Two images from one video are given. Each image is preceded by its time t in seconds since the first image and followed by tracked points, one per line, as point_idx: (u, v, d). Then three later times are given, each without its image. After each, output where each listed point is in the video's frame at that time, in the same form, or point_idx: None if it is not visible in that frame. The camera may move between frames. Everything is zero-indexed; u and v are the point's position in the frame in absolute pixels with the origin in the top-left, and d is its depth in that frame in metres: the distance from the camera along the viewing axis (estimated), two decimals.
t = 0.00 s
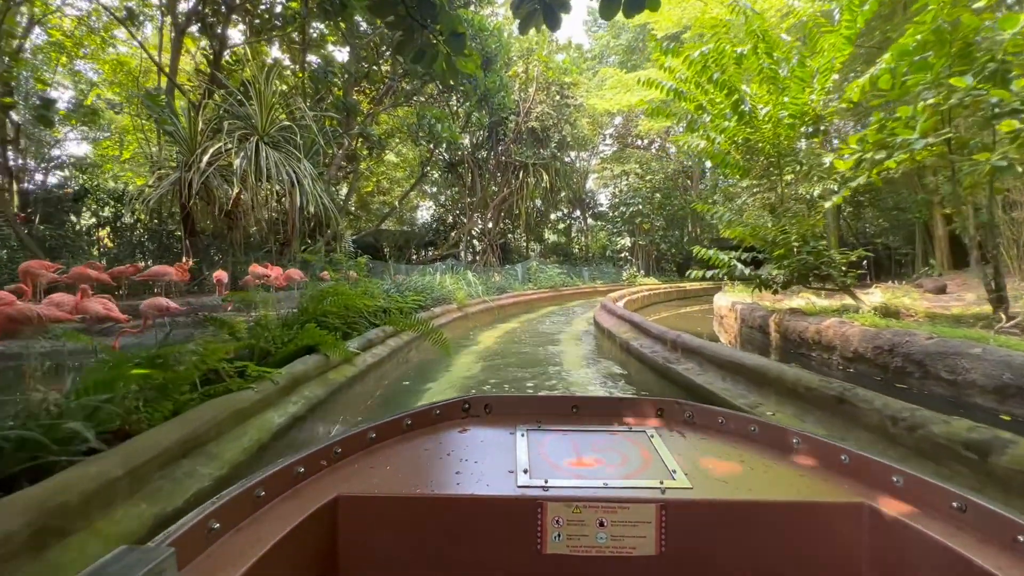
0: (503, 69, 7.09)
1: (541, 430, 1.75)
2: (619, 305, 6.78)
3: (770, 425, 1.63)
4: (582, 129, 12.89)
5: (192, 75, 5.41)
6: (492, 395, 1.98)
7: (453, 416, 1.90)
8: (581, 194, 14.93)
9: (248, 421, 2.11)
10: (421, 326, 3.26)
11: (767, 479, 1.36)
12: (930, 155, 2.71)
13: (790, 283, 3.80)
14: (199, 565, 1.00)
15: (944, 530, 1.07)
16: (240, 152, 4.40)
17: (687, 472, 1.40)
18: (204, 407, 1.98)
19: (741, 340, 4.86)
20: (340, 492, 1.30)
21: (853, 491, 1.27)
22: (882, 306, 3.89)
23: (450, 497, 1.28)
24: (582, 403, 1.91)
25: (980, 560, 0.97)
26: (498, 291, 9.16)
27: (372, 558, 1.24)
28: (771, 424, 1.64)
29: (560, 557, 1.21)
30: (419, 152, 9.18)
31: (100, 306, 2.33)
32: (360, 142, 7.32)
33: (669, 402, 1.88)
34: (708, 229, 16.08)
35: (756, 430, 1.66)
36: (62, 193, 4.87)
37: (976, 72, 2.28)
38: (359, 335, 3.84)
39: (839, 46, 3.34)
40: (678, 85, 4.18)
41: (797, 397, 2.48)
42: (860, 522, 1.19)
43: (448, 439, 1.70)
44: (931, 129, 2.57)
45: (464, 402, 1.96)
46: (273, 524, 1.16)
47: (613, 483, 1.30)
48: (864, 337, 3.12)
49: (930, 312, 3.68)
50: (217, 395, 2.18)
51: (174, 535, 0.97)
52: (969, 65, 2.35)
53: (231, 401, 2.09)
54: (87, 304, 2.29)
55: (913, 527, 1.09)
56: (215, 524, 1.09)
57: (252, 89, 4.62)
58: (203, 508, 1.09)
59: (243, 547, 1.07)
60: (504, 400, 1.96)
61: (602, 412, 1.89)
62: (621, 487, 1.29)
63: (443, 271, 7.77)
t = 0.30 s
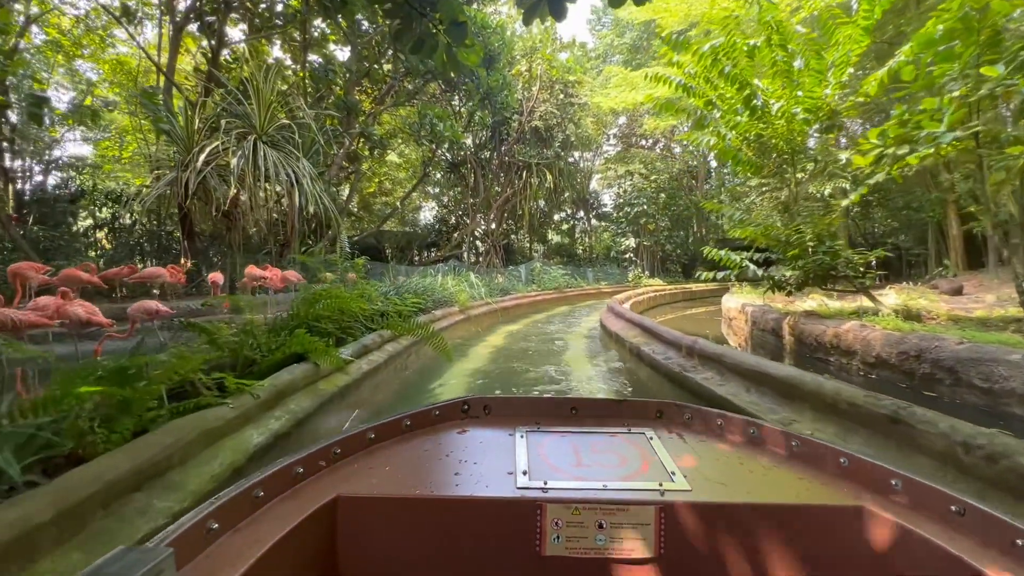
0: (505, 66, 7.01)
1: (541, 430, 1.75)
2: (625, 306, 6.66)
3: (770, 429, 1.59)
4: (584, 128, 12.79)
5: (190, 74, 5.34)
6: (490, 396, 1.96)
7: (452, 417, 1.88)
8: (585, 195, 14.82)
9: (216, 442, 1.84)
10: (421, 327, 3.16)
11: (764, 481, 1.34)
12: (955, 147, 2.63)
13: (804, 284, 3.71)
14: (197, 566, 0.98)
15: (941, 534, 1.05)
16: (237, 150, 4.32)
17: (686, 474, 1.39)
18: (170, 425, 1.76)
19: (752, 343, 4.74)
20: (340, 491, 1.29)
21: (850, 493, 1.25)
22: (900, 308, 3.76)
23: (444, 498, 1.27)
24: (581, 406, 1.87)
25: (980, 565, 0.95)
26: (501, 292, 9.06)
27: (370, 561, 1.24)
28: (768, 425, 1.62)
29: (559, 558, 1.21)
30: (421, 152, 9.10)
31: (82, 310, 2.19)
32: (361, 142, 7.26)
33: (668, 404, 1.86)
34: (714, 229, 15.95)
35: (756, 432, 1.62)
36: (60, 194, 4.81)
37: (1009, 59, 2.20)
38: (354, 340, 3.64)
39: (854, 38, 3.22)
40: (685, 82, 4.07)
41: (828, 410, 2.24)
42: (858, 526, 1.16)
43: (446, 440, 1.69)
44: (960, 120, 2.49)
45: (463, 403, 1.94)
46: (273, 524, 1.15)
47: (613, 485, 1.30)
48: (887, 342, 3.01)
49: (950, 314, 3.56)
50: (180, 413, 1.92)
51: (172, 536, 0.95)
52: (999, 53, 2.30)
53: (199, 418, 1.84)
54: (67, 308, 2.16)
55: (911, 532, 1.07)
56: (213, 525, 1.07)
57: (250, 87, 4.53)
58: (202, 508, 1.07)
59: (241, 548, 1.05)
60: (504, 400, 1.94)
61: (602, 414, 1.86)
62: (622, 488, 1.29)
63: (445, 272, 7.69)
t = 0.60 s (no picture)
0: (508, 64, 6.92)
1: (538, 430, 1.77)
2: (630, 308, 6.54)
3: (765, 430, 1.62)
4: (588, 127, 12.69)
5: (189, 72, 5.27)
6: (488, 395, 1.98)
7: (450, 416, 1.91)
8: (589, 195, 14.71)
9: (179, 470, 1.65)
10: (419, 332, 3.06)
11: (761, 481, 1.36)
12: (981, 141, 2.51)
13: (820, 286, 3.64)
14: (192, 564, 1.01)
15: (940, 537, 1.06)
16: (234, 148, 4.24)
17: (683, 475, 1.40)
18: (127, 450, 1.56)
19: (764, 346, 4.63)
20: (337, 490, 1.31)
21: (848, 495, 1.25)
22: (922, 312, 3.62)
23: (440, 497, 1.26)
24: (580, 405, 1.90)
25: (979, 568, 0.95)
26: (503, 294, 8.95)
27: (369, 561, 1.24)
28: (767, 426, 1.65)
29: (558, 559, 1.21)
30: (423, 151, 9.02)
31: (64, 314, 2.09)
32: (363, 141, 7.17)
33: (666, 405, 1.88)
34: (717, 229, 16.00)
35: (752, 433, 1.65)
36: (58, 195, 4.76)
37: None
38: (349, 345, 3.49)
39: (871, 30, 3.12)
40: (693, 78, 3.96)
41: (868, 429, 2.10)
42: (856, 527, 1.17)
43: (445, 439, 1.70)
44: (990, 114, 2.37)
45: (461, 402, 1.97)
46: (268, 523, 1.17)
47: (610, 486, 1.30)
48: (913, 347, 2.87)
49: (974, 316, 3.44)
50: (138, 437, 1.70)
51: (167, 534, 0.98)
52: None
53: (160, 443, 1.65)
54: (47, 312, 2.06)
55: (910, 534, 1.08)
56: (209, 524, 1.09)
57: (248, 85, 4.45)
58: (198, 507, 1.10)
59: (237, 546, 1.07)
60: (502, 400, 1.96)
61: (601, 414, 1.88)
62: (618, 489, 1.29)
63: (447, 273, 7.61)
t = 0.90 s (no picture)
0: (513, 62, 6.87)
1: (535, 429, 1.75)
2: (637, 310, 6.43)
3: (761, 426, 1.62)
4: (592, 127, 12.60)
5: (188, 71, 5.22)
6: (483, 394, 1.99)
7: (446, 415, 1.93)
8: (593, 195, 14.62)
9: (122, 510, 1.46)
10: (417, 339, 2.97)
11: (757, 479, 1.35)
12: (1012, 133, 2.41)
13: (837, 286, 3.55)
14: (188, 562, 1.01)
15: (936, 534, 1.05)
16: (232, 146, 4.16)
17: (682, 472, 1.39)
18: (60, 484, 1.38)
19: (776, 349, 4.51)
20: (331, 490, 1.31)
21: (844, 492, 1.25)
22: (946, 314, 3.49)
23: (429, 496, 1.25)
24: (578, 403, 1.90)
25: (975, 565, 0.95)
26: (507, 295, 8.86)
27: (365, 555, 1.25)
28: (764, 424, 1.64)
29: (554, 557, 1.19)
30: (426, 151, 8.96)
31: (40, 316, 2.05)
32: (365, 141, 7.10)
33: (666, 403, 1.88)
34: (723, 229, 15.88)
35: (750, 430, 1.64)
36: (58, 195, 4.70)
37: None
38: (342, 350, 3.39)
39: (892, 21, 3.00)
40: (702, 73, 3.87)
41: (894, 438, 1.97)
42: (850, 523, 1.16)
43: (440, 437, 1.70)
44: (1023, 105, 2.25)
45: (457, 401, 1.99)
46: (264, 522, 1.17)
47: (608, 483, 1.29)
48: (942, 353, 2.74)
49: (1000, 319, 3.30)
50: (80, 466, 1.50)
51: (163, 534, 0.98)
52: None
53: (104, 474, 1.47)
54: (22, 316, 2.00)
55: (905, 531, 1.07)
56: (205, 522, 1.09)
57: (245, 81, 4.37)
58: (194, 506, 1.10)
59: (231, 545, 1.08)
60: (497, 399, 1.97)
61: (598, 412, 1.88)
62: (615, 487, 1.28)
63: (450, 275, 7.54)
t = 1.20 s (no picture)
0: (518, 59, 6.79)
1: (535, 430, 1.80)
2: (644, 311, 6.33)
3: (765, 427, 1.66)
4: (597, 126, 12.49)
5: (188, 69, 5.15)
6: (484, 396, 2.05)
7: (448, 416, 1.98)
8: (598, 195, 14.51)
9: (66, 546, 1.29)
10: (418, 343, 2.88)
11: (759, 479, 1.38)
12: None
13: (859, 288, 3.45)
14: (190, 563, 1.01)
15: (940, 533, 1.09)
16: (231, 143, 4.08)
17: (681, 472, 1.43)
18: None
19: (789, 353, 4.40)
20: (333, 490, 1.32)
21: (850, 493, 1.29)
22: (973, 318, 3.36)
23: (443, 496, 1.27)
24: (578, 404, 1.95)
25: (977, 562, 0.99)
26: (512, 296, 8.77)
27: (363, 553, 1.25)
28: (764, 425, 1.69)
29: (555, 557, 1.21)
30: (430, 150, 8.87)
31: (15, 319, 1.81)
32: (368, 140, 7.03)
33: (665, 403, 1.92)
34: (730, 229, 15.73)
35: (750, 431, 1.70)
36: (57, 195, 4.64)
37: None
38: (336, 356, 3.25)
39: (918, 10, 2.87)
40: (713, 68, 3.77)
41: (928, 454, 1.88)
42: (856, 523, 1.20)
43: (442, 438, 1.74)
44: None
45: (459, 402, 2.05)
46: (265, 523, 1.17)
47: (608, 483, 1.32)
48: (976, 360, 2.62)
49: None
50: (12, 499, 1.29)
51: (165, 535, 0.98)
52: None
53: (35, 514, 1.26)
54: None
55: (909, 529, 1.11)
56: (206, 524, 1.09)
57: (246, 78, 4.30)
58: (196, 507, 1.10)
59: (234, 545, 1.08)
60: (496, 400, 2.03)
61: (599, 413, 1.92)
62: (615, 486, 1.31)
63: (454, 275, 7.47)
